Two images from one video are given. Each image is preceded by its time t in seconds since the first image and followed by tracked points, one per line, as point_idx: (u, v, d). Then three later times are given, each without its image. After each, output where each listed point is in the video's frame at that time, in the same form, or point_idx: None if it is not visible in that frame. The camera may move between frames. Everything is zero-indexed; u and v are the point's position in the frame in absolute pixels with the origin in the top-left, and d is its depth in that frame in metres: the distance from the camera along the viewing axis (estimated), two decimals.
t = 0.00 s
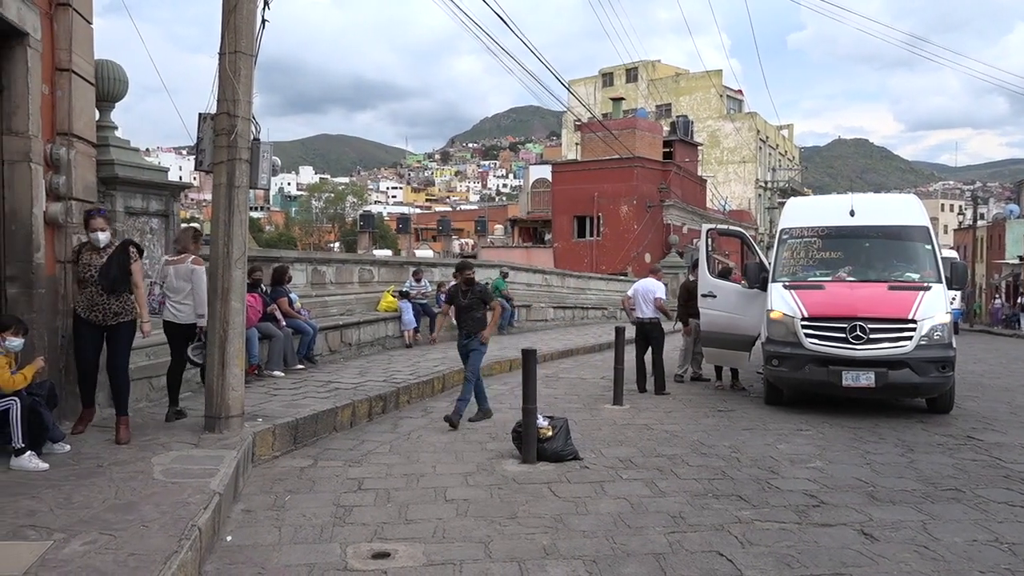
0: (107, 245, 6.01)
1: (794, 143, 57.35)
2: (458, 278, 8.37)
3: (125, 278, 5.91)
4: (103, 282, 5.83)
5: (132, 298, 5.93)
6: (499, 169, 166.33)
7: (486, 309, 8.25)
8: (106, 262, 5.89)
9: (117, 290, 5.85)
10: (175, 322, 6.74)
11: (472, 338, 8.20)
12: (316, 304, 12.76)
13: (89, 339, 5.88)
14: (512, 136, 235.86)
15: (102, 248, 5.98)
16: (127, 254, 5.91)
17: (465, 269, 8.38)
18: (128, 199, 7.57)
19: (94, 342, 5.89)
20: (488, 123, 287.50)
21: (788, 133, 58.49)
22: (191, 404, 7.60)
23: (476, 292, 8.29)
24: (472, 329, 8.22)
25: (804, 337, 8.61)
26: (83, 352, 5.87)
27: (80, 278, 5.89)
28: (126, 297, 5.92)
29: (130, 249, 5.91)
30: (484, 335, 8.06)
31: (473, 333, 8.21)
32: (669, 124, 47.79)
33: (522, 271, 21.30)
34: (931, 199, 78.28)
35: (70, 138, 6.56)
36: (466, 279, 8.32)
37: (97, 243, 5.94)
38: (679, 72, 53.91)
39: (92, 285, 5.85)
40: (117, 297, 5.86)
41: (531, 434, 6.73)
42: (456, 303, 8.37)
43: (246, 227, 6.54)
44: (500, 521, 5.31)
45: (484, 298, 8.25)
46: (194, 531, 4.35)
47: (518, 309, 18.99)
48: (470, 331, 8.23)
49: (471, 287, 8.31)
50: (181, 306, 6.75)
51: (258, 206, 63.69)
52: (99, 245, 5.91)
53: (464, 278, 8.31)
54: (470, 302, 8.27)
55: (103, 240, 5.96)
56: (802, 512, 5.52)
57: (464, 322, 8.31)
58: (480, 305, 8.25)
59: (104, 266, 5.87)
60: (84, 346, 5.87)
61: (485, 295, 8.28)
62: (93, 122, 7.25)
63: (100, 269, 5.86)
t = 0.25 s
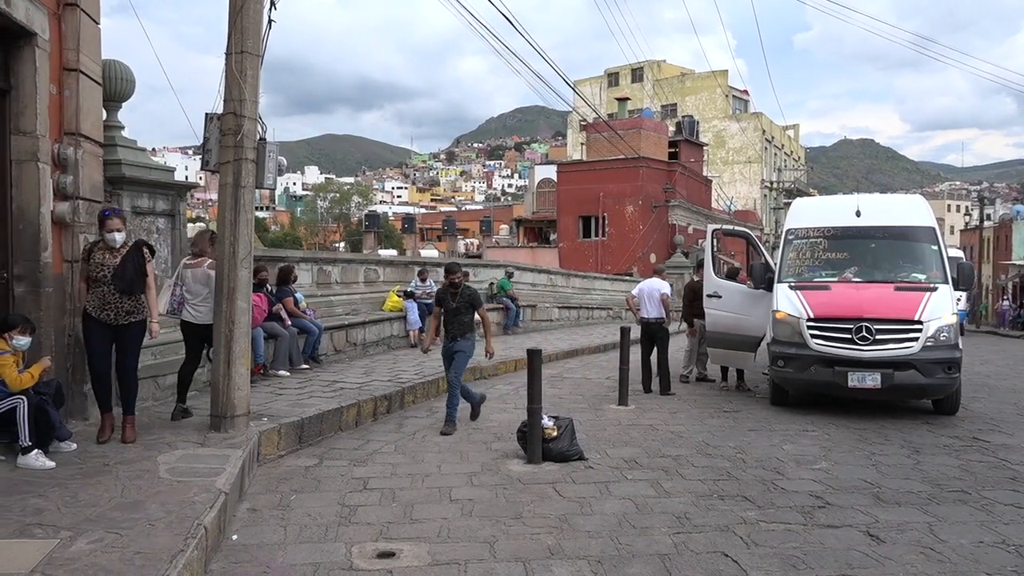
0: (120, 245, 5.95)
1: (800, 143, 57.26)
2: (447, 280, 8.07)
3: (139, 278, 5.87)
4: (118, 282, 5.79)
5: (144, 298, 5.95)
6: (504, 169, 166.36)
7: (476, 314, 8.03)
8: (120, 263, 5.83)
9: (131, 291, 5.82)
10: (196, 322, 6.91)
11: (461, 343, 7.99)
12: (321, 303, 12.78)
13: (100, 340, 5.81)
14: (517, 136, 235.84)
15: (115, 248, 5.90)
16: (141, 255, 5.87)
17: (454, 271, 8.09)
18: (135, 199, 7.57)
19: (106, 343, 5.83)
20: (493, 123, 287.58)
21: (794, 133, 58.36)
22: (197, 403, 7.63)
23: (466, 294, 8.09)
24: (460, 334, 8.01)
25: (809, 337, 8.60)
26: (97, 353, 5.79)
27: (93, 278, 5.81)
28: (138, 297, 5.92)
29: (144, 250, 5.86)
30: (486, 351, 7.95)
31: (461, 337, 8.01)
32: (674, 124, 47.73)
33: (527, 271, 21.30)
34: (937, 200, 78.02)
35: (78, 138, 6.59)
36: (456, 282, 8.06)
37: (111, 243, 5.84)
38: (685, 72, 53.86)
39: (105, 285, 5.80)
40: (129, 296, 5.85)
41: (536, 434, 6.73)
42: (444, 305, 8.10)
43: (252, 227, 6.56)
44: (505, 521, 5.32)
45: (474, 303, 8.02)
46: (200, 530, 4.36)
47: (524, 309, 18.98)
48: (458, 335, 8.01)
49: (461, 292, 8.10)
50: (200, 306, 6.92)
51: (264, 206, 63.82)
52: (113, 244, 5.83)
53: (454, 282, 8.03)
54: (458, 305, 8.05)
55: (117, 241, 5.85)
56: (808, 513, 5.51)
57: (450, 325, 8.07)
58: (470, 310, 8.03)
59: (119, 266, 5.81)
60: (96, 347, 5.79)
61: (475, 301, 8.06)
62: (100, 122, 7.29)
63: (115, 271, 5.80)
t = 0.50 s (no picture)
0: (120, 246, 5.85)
1: (802, 144, 57.25)
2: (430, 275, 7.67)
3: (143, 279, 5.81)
4: (121, 284, 5.70)
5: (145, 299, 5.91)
6: (505, 169, 166.38)
7: (459, 311, 7.69)
8: (124, 263, 5.75)
9: (135, 293, 5.75)
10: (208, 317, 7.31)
11: (446, 343, 7.71)
12: (322, 303, 12.78)
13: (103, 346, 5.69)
14: (519, 136, 235.87)
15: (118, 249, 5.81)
16: (144, 256, 5.81)
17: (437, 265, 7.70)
18: (137, 199, 7.56)
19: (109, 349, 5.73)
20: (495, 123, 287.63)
21: (796, 135, 58.34)
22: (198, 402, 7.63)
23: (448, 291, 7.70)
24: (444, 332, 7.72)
25: (810, 339, 8.59)
26: (101, 358, 5.68)
27: (95, 280, 5.70)
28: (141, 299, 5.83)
29: (147, 251, 5.82)
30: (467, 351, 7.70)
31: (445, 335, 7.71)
32: (676, 125, 47.75)
33: (528, 272, 21.30)
34: (939, 201, 78.02)
35: (80, 137, 6.59)
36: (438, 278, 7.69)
37: (114, 244, 5.75)
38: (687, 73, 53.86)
39: (107, 286, 5.70)
40: (132, 298, 5.77)
41: (537, 434, 6.74)
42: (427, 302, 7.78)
43: (254, 227, 6.56)
44: (505, 521, 5.32)
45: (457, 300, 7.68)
46: (201, 529, 4.36)
47: (524, 309, 18.98)
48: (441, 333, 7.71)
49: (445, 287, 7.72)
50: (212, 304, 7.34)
51: (265, 206, 63.85)
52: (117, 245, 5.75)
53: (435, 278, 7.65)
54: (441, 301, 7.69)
55: (121, 241, 5.77)
56: (808, 514, 5.51)
57: (431, 321, 7.75)
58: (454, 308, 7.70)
59: (122, 268, 5.73)
60: (100, 352, 5.68)
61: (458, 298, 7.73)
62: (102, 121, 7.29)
63: (118, 272, 5.71)
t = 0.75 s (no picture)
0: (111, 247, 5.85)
1: (799, 145, 57.30)
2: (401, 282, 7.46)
3: (134, 279, 5.81)
4: (111, 285, 5.69)
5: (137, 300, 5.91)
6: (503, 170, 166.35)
7: (432, 318, 7.43)
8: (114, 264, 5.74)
9: (126, 294, 5.73)
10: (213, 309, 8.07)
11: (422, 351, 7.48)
12: (320, 303, 12.77)
13: (97, 351, 5.67)
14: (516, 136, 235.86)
15: (109, 249, 5.81)
16: (134, 256, 5.81)
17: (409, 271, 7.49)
18: (133, 198, 7.55)
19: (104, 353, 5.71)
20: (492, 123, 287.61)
21: (793, 135, 58.43)
22: (194, 402, 7.62)
23: (422, 297, 7.48)
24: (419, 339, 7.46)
25: (807, 339, 8.61)
26: (95, 362, 5.64)
27: (86, 282, 5.69)
28: (133, 301, 5.81)
29: (137, 250, 5.82)
30: (427, 356, 7.29)
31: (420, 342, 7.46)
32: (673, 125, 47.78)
33: (525, 272, 21.30)
34: (935, 202, 78.20)
35: (76, 136, 6.57)
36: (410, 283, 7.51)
37: (105, 245, 5.76)
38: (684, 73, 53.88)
39: (99, 289, 5.68)
40: (124, 301, 5.75)
41: (534, 434, 6.74)
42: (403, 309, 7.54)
43: (251, 226, 6.56)
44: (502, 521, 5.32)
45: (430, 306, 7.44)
46: (198, 529, 4.36)
47: (522, 309, 18.98)
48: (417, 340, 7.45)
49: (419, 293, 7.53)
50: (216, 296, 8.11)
51: (262, 206, 63.74)
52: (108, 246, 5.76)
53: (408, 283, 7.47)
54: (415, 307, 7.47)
55: (111, 242, 5.77)
56: (804, 514, 5.52)
57: (408, 329, 7.51)
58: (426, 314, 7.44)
59: (112, 268, 5.72)
60: (94, 356, 5.65)
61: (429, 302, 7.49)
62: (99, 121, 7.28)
63: (108, 272, 5.70)
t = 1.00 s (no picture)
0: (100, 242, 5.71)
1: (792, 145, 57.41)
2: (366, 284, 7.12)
3: (124, 274, 5.70)
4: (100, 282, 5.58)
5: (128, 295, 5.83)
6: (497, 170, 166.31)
7: (400, 322, 7.01)
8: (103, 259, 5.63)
9: (115, 290, 5.62)
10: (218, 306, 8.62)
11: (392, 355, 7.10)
12: (314, 303, 12.76)
13: (86, 350, 5.60)
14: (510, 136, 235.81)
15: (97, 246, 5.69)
16: (124, 250, 5.71)
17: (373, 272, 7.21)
18: (126, 199, 7.53)
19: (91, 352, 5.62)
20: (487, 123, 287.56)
21: (786, 135, 58.58)
22: (188, 403, 7.61)
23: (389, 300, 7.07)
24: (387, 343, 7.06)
25: (801, 338, 8.63)
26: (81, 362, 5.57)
27: (73, 278, 5.58)
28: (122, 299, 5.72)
29: (127, 244, 5.72)
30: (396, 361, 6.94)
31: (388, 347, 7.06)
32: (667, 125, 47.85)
33: (519, 272, 21.32)
34: (928, 202, 78.51)
35: (69, 136, 6.56)
36: (374, 286, 7.19)
37: (93, 240, 5.61)
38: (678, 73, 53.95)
39: (86, 286, 5.58)
40: (113, 298, 5.65)
41: (528, 435, 6.74)
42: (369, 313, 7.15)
43: (245, 227, 6.54)
44: (496, 521, 5.32)
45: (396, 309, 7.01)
46: (191, 531, 4.35)
47: (516, 309, 18.99)
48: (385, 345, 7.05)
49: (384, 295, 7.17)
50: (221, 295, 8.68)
51: (256, 206, 63.61)
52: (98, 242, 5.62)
53: (372, 285, 7.14)
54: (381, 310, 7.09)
55: (98, 238, 5.62)
56: (798, 513, 5.54)
57: (375, 333, 7.08)
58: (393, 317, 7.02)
59: (101, 263, 5.61)
60: (80, 355, 5.57)
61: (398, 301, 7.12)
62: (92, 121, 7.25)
63: (97, 267, 5.59)
